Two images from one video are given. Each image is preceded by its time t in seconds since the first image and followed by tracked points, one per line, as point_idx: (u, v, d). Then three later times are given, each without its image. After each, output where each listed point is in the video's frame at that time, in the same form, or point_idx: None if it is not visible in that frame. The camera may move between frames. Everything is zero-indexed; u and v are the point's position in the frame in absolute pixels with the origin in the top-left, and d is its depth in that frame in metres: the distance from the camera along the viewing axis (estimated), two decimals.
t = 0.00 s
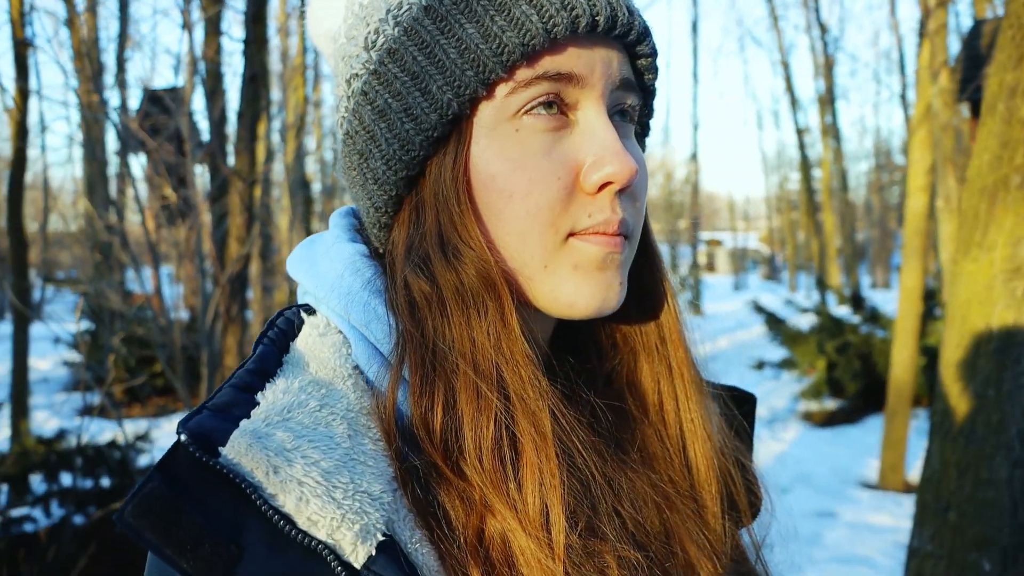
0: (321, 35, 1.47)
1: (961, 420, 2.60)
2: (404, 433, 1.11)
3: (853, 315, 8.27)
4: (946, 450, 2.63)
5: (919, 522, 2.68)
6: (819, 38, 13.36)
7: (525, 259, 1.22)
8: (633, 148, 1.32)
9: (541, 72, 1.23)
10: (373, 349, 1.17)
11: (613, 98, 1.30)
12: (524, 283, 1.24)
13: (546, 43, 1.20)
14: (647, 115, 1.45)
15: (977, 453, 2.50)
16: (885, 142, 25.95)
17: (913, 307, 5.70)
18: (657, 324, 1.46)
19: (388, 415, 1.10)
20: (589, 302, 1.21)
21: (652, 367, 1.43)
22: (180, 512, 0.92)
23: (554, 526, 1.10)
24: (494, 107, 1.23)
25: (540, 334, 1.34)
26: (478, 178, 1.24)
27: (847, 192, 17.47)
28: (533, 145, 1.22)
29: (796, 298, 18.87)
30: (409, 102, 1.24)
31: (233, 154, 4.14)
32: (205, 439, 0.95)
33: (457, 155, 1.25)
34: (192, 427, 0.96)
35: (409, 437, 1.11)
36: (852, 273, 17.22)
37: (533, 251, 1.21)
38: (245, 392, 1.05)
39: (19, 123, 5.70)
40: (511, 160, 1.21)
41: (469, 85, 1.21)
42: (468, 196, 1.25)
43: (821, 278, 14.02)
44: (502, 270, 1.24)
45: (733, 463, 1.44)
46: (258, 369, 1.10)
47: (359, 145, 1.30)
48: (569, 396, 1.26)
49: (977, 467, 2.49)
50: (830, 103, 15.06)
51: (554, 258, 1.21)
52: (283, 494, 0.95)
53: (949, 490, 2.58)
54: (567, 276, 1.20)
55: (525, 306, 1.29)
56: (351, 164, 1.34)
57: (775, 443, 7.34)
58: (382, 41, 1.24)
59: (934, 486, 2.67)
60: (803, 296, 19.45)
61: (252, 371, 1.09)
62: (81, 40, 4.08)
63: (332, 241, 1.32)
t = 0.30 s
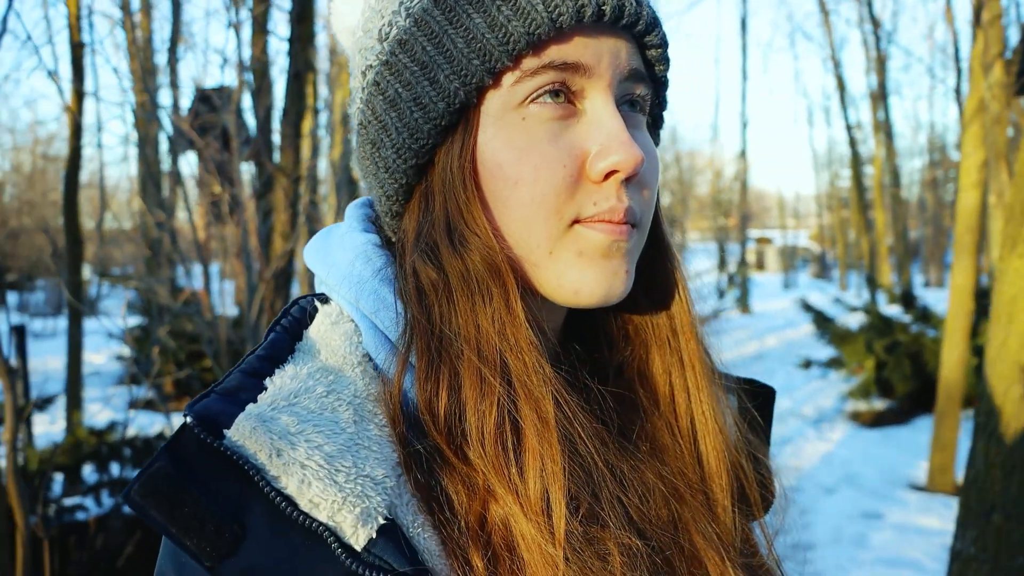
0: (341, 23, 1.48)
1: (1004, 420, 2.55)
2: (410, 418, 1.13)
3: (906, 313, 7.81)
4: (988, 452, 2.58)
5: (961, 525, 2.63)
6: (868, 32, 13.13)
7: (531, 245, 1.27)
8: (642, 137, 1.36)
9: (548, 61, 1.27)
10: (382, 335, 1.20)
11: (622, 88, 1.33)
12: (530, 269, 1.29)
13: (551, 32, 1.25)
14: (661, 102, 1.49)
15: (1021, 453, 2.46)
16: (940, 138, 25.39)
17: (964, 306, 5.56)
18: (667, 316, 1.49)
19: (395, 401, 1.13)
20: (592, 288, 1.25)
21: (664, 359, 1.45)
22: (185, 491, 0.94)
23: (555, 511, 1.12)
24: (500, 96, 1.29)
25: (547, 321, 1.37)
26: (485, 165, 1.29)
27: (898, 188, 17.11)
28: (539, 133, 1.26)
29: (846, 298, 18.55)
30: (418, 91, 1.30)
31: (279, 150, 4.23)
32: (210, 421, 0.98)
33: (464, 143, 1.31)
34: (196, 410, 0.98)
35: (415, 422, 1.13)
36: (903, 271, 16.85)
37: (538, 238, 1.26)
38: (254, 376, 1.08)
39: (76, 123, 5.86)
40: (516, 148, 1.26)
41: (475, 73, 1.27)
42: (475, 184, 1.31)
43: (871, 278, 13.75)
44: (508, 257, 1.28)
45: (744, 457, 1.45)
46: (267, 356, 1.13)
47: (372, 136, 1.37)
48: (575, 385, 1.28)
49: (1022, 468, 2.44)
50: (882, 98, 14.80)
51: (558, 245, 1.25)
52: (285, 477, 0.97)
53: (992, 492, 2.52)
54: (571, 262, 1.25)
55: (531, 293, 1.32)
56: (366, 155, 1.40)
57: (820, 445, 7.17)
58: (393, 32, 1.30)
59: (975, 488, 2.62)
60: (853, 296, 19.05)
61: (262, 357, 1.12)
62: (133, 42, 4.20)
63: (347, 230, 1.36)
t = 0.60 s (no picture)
0: (352, 27, 1.51)
1: None
2: (410, 415, 1.16)
3: (950, 310, 7.58)
4: None
5: (1000, 528, 2.60)
6: (914, 27, 12.91)
7: (534, 244, 1.28)
8: (647, 140, 1.37)
9: (551, 64, 1.28)
10: (384, 334, 1.22)
11: (626, 91, 1.34)
12: (533, 269, 1.30)
13: (555, 35, 1.26)
14: (666, 103, 1.50)
15: None
16: (992, 135, 24.87)
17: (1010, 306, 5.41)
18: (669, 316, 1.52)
19: (395, 399, 1.15)
20: (593, 288, 1.26)
21: (667, 359, 1.48)
22: (184, 484, 0.98)
23: (550, 507, 1.15)
24: (505, 98, 1.30)
25: (550, 320, 1.39)
26: (488, 165, 1.31)
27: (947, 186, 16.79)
28: (541, 134, 1.27)
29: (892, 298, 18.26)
30: (424, 93, 1.32)
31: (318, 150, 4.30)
32: (209, 417, 1.01)
33: (469, 143, 1.33)
34: (197, 406, 1.01)
35: (415, 420, 1.16)
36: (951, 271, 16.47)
37: (541, 237, 1.27)
38: (257, 373, 1.11)
39: (122, 124, 5.99)
40: (518, 149, 1.28)
41: (480, 75, 1.29)
42: (479, 184, 1.32)
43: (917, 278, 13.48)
44: (510, 257, 1.30)
45: (746, 457, 1.47)
46: (271, 353, 1.16)
47: (380, 138, 1.39)
48: (575, 386, 1.30)
49: None
50: (931, 95, 14.54)
51: (560, 245, 1.27)
52: (282, 472, 1.00)
53: None
54: (574, 261, 1.26)
55: (534, 291, 1.34)
56: (374, 156, 1.42)
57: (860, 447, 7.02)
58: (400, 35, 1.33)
59: (1014, 490, 2.58)
60: (897, 295, 18.61)
61: (266, 355, 1.15)
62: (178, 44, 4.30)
63: (354, 231, 1.39)
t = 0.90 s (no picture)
0: (359, 30, 1.52)
1: None
2: (408, 414, 1.18)
3: (985, 311, 7.50)
4: None
5: None
6: (950, 23, 12.74)
7: (534, 245, 1.28)
8: (647, 141, 1.38)
9: (552, 65, 1.28)
10: (384, 334, 1.24)
11: (626, 93, 1.35)
12: (533, 268, 1.30)
13: (555, 37, 1.26)
14: (666, 106, 1.51)
15: None
16: None
17: None
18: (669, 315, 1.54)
19: (394, 398, 1.17)
20: (591, 288, 1.26)
21: (667, 360, 1.51)
22: (182, 481, 1.00)
23: (545, 507, 1.17)
24: (505, 99, 1.30)
25: (549, 321, 1.41)
26: (489, 165, 1.31)
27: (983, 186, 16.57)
28: (541, 134, 1.27)
29: (926, 299, 18.04)
30: (426, 94, 1.33)
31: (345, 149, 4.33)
32: (207, 416, 1.03)
33: (470, 144, 1.34)
34: (195, 405, 1.03)
35: (413, 419, 1.18)
36: (987, 269, 16.19)
37: (541, 237, 1.27)
38: (256, 373, 1.13)
39: (155, 124, 6.07)
40: (518, 148, 1.28)
41: (481, 76, 1.29)
42: (480, 184, 1.33)
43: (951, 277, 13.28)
44: (510, 257, 1.31)
45: (744, 460, 1.49)
46: (271, 353, 1.18)
47: (384, 139, 1.41)
48: (573, 388, 1.32)
49: None
50: (968, 93, 14.38)
51: (559, 245, 1.26)
52: (278, 470, 1.01)
53: None
54: (573, 261, 1.25)
55: (533, 292, 1.35)
56: (378, 158, 1.44)
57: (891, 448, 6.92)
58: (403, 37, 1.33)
59: None
60: (929, 295, 18.60)
61: (266, 355, 1.17)
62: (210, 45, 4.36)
63: (356, 232, 1.41)
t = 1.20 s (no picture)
0: (362, 39, 1.52)
1: None
2: (407, 422, 1.19)
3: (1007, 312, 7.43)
4: None
5: None
6: (973, 21, 12.64)
7: (533, 255, 1.28)
8: (646, 152, 1.38)
9: (553, 75, 1.28)
10: (383, 342, 1.25)
11: (626, 103, 1.35)
12: (532, 278, 1.30)
13: (555, 48, 1.26)
14: (666, 117, 1.52)
15: None
16: None
17: None
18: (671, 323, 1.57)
19: (392, 407, 1.18)
20: (591, 298, 1.25)
21: (666, 370, 1.53)
22: (181, 489, 1.02)
23: (540, 514, 1.18)
24: (506, 109, 1.30)
25: (548, 331, 1.42)
26: (489, 175, 1.31)
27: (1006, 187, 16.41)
28: (541, 143, 1.27)
29: (947, 300, 17.87)
30: (427, 103, 1.33)
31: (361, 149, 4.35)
32: (206, 425, 1.05)
33: (471, 154, 1.34)
34: (195, 416, 1.05)
35: (412, 427, 1.19)
36: (1010, 269, 16.02)
37: (540, 247, 1.27)
38: (256, 383, 1.14)
39: (175, 124, 6.12)
40: (518, 158, 1.27)
41: (482, 86, 1.28)
42: (481, 194, 1.33)
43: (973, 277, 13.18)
44: (509, 267, 1.31)
45: (742, 469, 1.51)
46: (272, 362, 1.19)
47: (386, 148, 1.42)
48: (571, 398, 1.35)
49: None
50: (992, 92, 14.24)
51: (558, 255, 1.26)
52: (275, 479, 1.03)
53: None
54: (571, 271, 1.25)
55: (532, 301, 1.36)
56: (380, 167, 1.45)
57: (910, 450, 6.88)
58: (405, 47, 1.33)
59: None
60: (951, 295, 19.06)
61: (265, 364, 1.19)
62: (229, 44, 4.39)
63: (357, 241, 1.42)
